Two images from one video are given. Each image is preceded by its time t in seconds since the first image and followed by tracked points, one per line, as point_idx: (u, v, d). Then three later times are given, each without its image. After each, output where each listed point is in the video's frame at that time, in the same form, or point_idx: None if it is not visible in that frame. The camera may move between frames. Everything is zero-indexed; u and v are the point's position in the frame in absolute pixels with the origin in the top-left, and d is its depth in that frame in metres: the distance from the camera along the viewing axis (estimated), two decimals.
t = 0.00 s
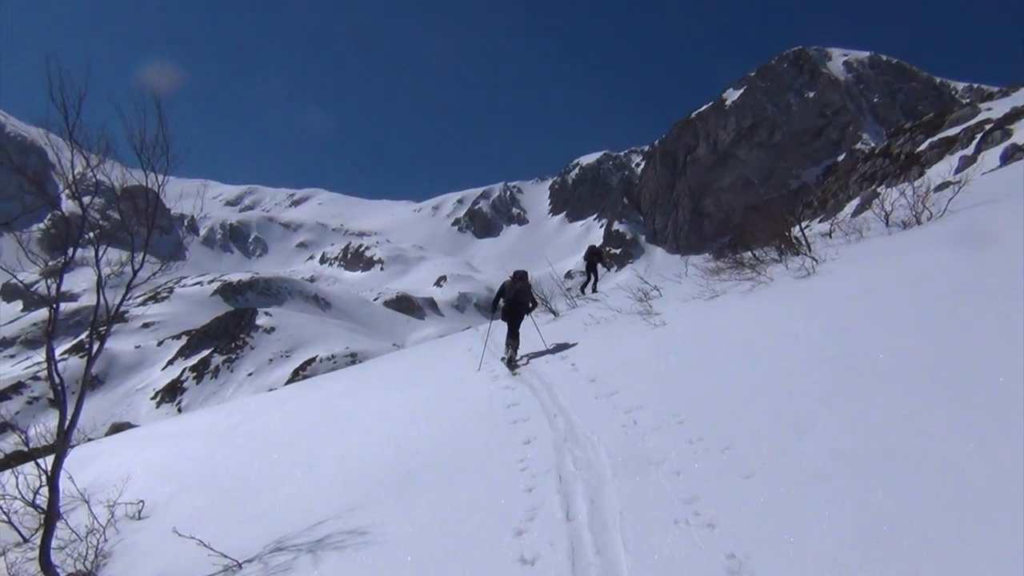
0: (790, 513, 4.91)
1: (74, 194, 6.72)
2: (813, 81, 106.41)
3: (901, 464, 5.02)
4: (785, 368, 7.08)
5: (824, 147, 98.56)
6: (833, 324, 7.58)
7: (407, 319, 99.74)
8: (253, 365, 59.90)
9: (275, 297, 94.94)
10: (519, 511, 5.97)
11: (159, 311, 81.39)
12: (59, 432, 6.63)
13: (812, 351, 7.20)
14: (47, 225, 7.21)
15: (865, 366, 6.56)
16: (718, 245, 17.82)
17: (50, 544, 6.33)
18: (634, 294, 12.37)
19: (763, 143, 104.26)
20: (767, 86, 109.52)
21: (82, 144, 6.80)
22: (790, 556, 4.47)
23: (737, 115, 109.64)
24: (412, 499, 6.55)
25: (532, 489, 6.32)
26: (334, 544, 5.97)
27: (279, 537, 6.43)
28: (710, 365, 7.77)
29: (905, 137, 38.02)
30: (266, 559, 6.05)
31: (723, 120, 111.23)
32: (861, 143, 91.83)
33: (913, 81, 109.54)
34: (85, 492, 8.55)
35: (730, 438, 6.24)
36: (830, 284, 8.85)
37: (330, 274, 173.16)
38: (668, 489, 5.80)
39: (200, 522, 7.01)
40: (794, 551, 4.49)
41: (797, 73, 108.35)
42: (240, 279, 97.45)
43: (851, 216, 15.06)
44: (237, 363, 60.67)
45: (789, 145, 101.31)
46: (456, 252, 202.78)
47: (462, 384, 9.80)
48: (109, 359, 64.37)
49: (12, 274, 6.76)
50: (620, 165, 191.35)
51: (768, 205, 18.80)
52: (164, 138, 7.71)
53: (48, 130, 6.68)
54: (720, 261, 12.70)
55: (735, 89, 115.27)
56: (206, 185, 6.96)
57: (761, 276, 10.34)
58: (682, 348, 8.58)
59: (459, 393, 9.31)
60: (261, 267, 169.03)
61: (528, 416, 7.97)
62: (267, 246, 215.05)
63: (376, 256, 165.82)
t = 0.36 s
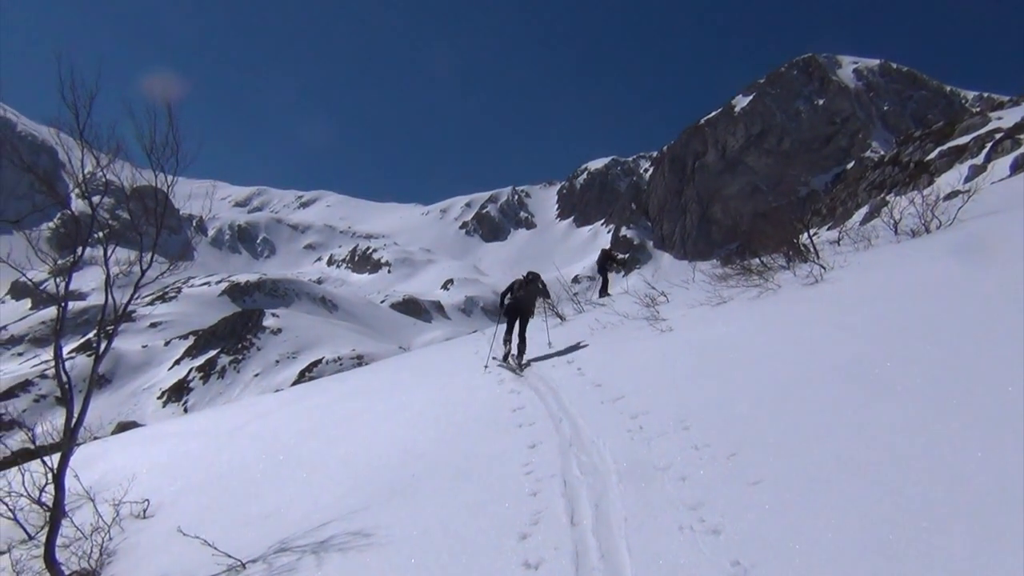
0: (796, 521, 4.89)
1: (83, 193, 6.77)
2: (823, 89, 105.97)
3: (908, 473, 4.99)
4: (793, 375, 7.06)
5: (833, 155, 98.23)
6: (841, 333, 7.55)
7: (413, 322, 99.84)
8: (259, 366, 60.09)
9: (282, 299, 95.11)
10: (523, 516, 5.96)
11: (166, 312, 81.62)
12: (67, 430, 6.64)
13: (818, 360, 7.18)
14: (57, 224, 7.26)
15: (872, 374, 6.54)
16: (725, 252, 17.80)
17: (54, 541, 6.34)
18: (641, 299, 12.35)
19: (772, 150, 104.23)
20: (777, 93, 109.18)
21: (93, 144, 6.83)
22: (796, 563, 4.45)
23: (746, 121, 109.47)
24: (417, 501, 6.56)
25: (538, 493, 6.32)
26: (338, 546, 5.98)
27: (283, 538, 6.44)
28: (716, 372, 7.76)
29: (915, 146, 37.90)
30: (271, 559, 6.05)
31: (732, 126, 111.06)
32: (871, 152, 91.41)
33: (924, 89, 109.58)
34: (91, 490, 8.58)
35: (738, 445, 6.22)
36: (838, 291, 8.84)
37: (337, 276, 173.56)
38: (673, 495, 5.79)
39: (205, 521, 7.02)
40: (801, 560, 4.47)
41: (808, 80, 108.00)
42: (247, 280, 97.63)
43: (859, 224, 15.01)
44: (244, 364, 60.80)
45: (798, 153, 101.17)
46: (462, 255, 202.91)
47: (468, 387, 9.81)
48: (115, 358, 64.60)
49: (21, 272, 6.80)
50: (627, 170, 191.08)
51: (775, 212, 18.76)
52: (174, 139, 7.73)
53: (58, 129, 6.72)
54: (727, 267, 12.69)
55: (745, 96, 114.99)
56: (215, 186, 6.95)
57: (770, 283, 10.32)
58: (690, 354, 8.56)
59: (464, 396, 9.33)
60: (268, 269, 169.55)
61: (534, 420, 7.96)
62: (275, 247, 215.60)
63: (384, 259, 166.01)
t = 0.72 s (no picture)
0: (806, 522, 4.87)
1: (90, 198, 6.80)
2: (829, 90, 104.82)
3: (917, 474, 4.97)
4: (800, 376, 7.04)
5: (840, 155, 97.81)
6: (849, 334, 7.51)
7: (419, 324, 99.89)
8: (266, 369, 60.01)
9: (289, 302, 95.32)
10: (530, 517, 5.95)
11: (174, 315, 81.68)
12: (74, 433, 6.67)
13: (824, 361, 7.16)
14: (64, 228, 7.29)
15: (879, 375, 6.51)
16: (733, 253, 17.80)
17: (62, 544, 6.35)
18: (648, 301, 12.34)
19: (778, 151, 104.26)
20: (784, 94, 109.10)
21: (100, 148, 6.87)
22: (803, 565, 4.44)
23: (752, 122, 109.53)
24: (424, 503, 6.56)
25: (545, 495, 6.31)
26: (346, 548, 5.98)
27: (291, 540, 6.44)
28: (722, 373, 7.74)
29: (922, 145, 37.81)
30: (278, 562, 6.06)
31: (739, 128, 111.14)
32: (878, 153, 91.14)
33: (931, 89, 109.34)
34: (99, 494, 8.60)
35: (745, 447, 6.21)
36: (844, 292, 8.82)
37: (344, 279, 173.72)
38: (680, 496, 5.77)
39: (213, 524, 7.04)
40: (807, 561, 4.47)
41: (814, 80, 107.63)
42: (254, 283, 97.66)
43: (865, 225, 14.99)
44: (252, 367, 60.94)
45: (805, 154, 100.93)
46: (468, 257, 202.95)
47: (475, 389, 9.83)
48: (123, 362, 64.80)
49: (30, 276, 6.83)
50: (633, 172, 190.83)
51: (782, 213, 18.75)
52: (181, 142, 7.76)
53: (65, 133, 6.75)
54: (734, 269, 12.66)
55: (751, 97, 114.94)
56: (222, 190, 6.95)
57: (776, 284, 10.31)
58: (696, 356, 8.55)
59: (472, 398, 9.34)
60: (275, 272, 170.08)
61: (541, 422, 7.96)
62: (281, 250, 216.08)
63: (391, 262, 166.01)
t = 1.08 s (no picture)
0: (821, 523, 4.85)
1: (104, 200, 6.84)
2: (840, 88, 106.36)
3: (934, 473, 4.93)
4: (814, 377, 7.01)
5: (852, 154, 98.03)
6: (863, 334, 7.46)
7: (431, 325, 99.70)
8: (278, 370, 59.92)
9: (300, 303, 95.55)
10: (545, 518, 5.96)
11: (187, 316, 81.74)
12: (90, 434, 6.72)
13: (838, 361, 7.13)
14: (78, 231, 7.33)
15: (895, 375, 6.47)
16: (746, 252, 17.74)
17: (78, 543, 6.42)
18: (660, 302, 12.33)
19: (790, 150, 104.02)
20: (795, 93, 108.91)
21: (114, 151, 6.91)
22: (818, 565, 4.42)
23: (764, 121, 109.14)
24: (438, 503, 6.57)
25: (558, 496, 6.31)
26: (359, 549, 6.01)
27: (305, 541, 6.47)
28: (736, 373, 7.72)
29: (935, 143, 37.53)
30: (293, 562, 6.09)
31: (750, 127, 110.60)
32: (891, 151, 90.50)
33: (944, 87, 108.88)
34: (114, 494, 8.67)
35: (760, 447, 6.17)
36: (858, 292, 8.76)
37: (356, 280, 174.19)
38: (695, 496, 5.77)
39: (228, 524, 7.07)
40: (822, 561, 4.45)
41: (825, 79, 108.51)
42: (266, 284, 97.51)
43: (878, 224, 14.88)
44: (264, 368, 60.95)
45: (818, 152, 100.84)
46: (479, 258, 202.92)
47: (488, 389, 9.84)
48: (137, 363, 65.05)
49: (45, 278, 6.90)
50: (645, 172, 190.39)
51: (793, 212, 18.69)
52: (193, 145, 7.79)
53: (79, 136, 6.79)
54: (746, 268, 12.60)
55: (763, 96, 114.85)
56: (235, 191, 6.96)
57: (790, 284, 10.26)
58: (710, 356, 8.52)
59: (484, 398, 9.35)
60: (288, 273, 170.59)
61: (554, 422, 7.97)
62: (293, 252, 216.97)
63: (402, 264, 166.00)
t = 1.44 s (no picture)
0: (879, 521, 4.75)
1: (154, 210, 6.98)
2: (887, 77, 103.88)
3: (993, 468, 4.79)
4: (865, 371, 6.89)
5: (899, 144, 95.30)
6: (915, 329, 7.30)
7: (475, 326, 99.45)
8: (325, 374, 60.06)
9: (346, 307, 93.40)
10: (594, 518, 5.93)
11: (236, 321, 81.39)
12: (146, 440, 6.89)
13: (890, 356, 6.98)
14: (130, 241, 7.50)
15: (950, 369, 6.31)
16: (796, 247, 17.45)
17: (137, 547, 6.59)
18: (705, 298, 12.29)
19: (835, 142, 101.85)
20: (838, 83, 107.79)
21: (164, 161, 7.05)
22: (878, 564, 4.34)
23: (807, 113, 107.54)
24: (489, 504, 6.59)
25: (607, 495, 6.28)
26: (411, 550, 6.05)
27: (356, 543, 6.53)
28: (785, 370, 7.62)
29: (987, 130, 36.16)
30: (346, 563, 6.17)
31: (793, 119, 109.37)
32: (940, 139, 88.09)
33: (994, 73, 106.42)
34: (170, 497, 8.87)
35: (811, 444, 6.09)
36: (910, 285, 8.56)
37: (399, 284, 174.84)
38: (746, 494, 5.72)
39: (281, 526, 7.19)
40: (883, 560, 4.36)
41: (869, 69, 106.36)
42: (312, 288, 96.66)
43: (930, 215, 14.57)
44: (311, 372, 60.76)
45: (862, 143, 98.70)
46: (520, 258, 202.29)
47: (535, 389, 9.87)
48: (189, 369, 65.38)
49: (98, 287, 7.07)
50: (687, 168, 188.12)
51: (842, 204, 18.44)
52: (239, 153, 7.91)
53: (130, 149, 6.96)
54: (794, 263, 12.45)
55: (805, 88, 113.69)
56: (281, 197, 7.03)
57: (838, 277, 10.12)
58: (757, 352, 8.42)
59: (532, 398, 9.37)
60: (332, 276, 172.52)
61: (601, 422, 7.96)
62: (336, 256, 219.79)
63: (445, 265, 166.05)
